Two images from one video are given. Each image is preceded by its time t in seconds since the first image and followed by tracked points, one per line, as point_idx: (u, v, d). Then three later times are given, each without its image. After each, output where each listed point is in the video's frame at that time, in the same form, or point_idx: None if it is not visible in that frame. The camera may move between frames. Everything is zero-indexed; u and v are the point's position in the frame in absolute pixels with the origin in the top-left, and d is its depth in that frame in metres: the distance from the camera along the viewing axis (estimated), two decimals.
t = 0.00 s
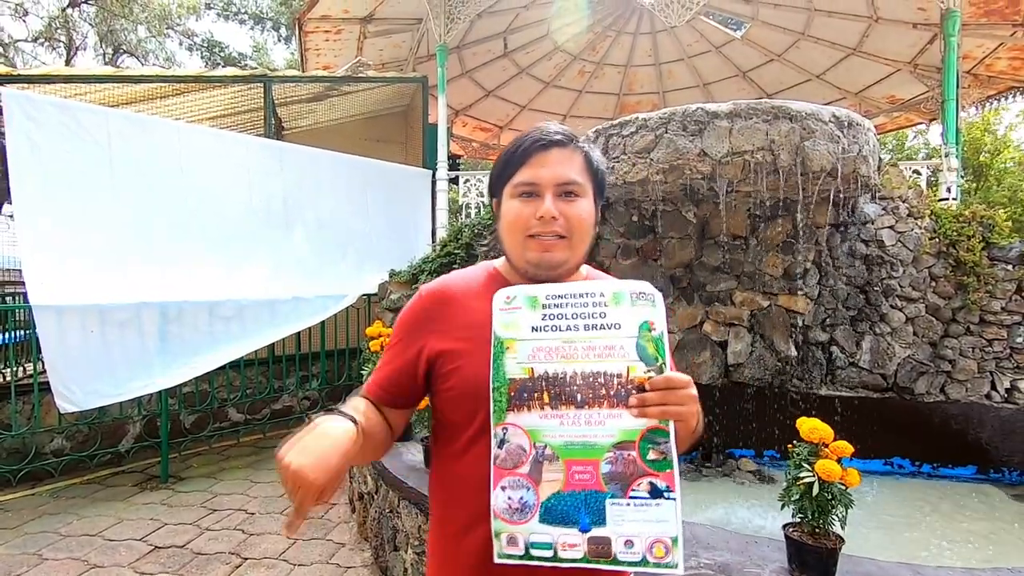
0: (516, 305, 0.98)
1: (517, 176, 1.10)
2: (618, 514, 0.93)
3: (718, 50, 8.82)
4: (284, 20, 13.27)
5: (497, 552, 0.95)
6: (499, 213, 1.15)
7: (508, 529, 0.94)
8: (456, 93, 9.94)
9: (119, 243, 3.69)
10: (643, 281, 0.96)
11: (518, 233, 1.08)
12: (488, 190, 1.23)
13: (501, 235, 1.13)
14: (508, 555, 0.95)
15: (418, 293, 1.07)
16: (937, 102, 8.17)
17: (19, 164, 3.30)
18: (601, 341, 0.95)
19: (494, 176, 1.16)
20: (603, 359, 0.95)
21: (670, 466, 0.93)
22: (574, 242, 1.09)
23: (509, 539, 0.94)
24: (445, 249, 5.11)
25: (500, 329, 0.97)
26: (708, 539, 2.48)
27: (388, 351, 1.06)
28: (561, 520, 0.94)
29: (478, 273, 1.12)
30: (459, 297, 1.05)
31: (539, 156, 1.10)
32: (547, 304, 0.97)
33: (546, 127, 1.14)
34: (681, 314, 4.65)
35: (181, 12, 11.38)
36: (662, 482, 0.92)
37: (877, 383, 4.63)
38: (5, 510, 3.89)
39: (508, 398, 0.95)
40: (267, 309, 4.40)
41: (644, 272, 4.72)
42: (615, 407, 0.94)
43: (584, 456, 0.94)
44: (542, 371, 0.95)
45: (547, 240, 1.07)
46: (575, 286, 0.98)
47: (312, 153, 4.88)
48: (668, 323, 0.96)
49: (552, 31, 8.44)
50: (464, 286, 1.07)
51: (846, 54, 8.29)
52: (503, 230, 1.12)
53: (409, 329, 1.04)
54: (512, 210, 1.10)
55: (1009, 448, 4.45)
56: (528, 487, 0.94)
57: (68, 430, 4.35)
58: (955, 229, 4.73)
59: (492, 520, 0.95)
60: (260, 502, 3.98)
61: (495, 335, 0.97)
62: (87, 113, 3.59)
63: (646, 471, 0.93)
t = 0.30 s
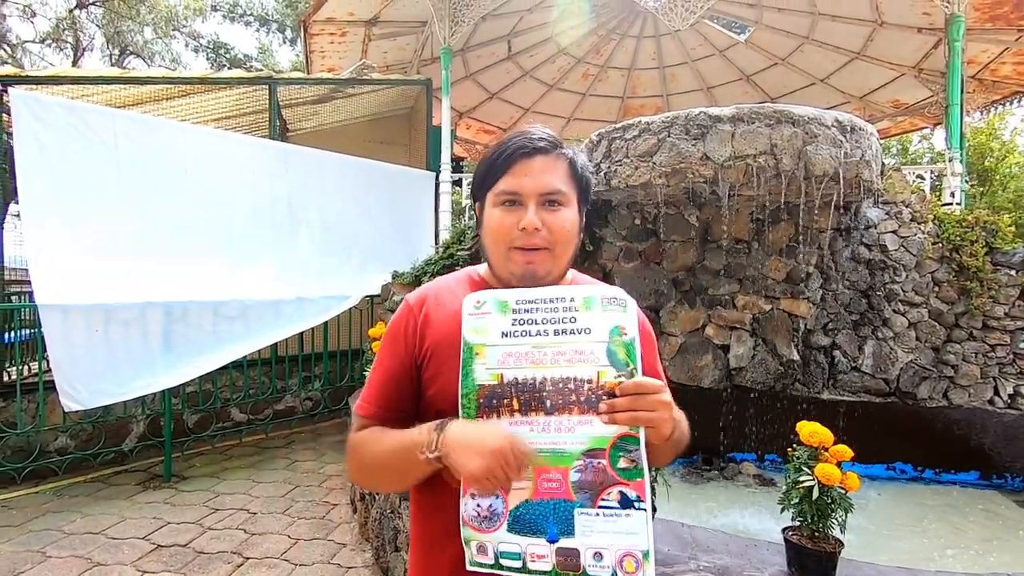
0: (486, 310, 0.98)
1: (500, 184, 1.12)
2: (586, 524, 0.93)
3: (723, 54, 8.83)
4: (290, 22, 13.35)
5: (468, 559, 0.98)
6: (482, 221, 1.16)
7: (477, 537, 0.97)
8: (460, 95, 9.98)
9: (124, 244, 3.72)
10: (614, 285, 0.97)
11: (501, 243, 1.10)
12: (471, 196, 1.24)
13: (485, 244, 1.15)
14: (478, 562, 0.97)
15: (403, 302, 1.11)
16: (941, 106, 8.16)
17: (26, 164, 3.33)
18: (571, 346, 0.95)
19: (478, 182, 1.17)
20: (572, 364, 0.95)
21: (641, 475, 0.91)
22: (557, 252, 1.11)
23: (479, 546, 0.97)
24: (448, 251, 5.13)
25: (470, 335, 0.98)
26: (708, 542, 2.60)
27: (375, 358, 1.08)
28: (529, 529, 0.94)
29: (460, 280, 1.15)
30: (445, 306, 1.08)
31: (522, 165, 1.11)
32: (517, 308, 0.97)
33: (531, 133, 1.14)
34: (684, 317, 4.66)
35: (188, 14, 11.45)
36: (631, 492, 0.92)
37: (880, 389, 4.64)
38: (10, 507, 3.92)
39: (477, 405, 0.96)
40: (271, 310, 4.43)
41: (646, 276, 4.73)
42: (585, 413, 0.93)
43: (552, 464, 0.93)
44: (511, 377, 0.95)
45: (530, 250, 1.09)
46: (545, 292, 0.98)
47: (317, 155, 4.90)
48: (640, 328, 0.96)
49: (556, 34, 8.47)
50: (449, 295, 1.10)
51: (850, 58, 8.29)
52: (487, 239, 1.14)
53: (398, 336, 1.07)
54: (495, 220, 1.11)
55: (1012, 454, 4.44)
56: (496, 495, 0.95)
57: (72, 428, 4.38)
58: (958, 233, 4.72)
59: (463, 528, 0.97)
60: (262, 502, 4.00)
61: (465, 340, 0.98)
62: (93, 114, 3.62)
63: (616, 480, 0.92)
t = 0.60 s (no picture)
0: (494, 310, 0.99)
1: (532, 184, 1.10)
2: (587, 531, 0.93)
3: (727, 56, 8.82)
4: (295, 23, 13.40)
5: (461, 563, 0.96)
6: (503, 217, 1.12)
7: (473, 541, 0.96)
8: (464, 96, 10.00)
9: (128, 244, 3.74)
10: (626, 292, 0.96)
11: (535, 242, 1.09)
12: (477, 187, 1.18)
13: (507, 239, 1.12)
14: (472, 567, 0.96)
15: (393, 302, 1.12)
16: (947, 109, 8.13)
17: (33, 164, 3.37)
18: (580, 351, 0.96)
19: (500, 178, 1.13)
20: (580, 369, 0.96)
21: (643, 484, 0.93)
22: (581, 252, 1.14)
23: (474, 551, 0.96)
24: (451, 252, 5.14)
25: (477, 334, 0.99)
26: (709, 544, 2.61)
27: (361, 357, 1.11)
28: (528, 535, 0.94)
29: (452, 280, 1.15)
30: (430, 304, 1.08)
31: (553, 166, 1.12)
32: (526, 310, 0.97)
33: (553, 136, 1.16)
34: (686, 319, 4.66)
35: (193, 15, 11.50)
36: (634, 500, 0.92)
37: (883, 392, 4.62)
38: (15, 504, 3.94)
39: (481, 406, 0.96)
40: (275, 312, 4.48)
41: (649, 278, 4.73)
42: (590, 419, 0.94)
43: (556, 469, 0.94)
44: (517, 380, 0.96)
45: (561, 249, 1.10)
46: (556, 295, 0.98)
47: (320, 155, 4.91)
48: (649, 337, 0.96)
49: (560, 36, 8.48)
50: (437, 294, 1.10)
51: (855, 61, 8.28)
52: (513, 235, 1.11)
53: (383, 336, 1.09)
54: (529, 217, 1.09)
55: (1015, 458, 4.42)
56: (496, 499, 0.95)
57: (76, 427, 4.40)
58: (962, 237, 4.71)
59: (458, 532, 0.96)
60: (264, 501, 4.01)
61: (472, 340, 0.99)
62: (99, 114, 3.65)
63: (618, 487, 0.93)
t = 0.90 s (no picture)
0: (503, 307, 0.99)
1: (545, 187, 1.10)
2: (610, 523, 0.93)
3: (729, 56, 8.81)
4: (298, 23, 13.45)
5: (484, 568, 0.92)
6: (512, 218, 1.11)
7: (495, 543, 0.92)
8: (467, 97, 10.01)
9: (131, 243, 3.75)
10: (630, 286, 1.01)
11: (543, 245, 1.10)
12: (482, 184, 1.15)
13: (516, 241, 1.11)
14: (495, 572, 0.92)
15: (380, 306, 1.09)
16: (949, 110, 8.12)
17: (36, 164, 3.40)
18: (592, 345, 0.99)
19: (511, 177, 1.11)
20: (593, 363, 0.98)
21: (660, 471, 0.95)
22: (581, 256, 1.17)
23: (496, 554, 0.92)
24: (453, 252, 5.14)
25: (486, 333, 0.98)
26: (709, 543, 2.62)
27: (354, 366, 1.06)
28: (551, 531, 0.92)
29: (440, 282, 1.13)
30: (422, 311, 1.06)
31: (565, 171, 1.12)
32: (536, 306, 0.99)
33: (563, 138, 1.15)
34: (688, 320, 4.66)
35: (197, 15, 11.56)
36: (652, 488, 0.95)
37: (884, 393, 4.62)
38: (19, 502, 3.96)
39: (496, 404, 0.95)
40: (276, 311, 4.48)
41: (650, 278, 4.74)
42: (605, 411, 0.97)
43: (574, 463, 0.94)
44: (531, 376, 0.97)
45: (566, 254, 1.13)
46: (564, 291, 1.01)
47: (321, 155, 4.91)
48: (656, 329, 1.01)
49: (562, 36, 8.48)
50: (425, 297, 1.08)
51: (857, 62, 8.27)
52: (522, 237, 1.10)
53: (373, 343, 1.05)
54: (541, 221, 1.09)
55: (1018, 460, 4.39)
56: (516, 497, 0.93)
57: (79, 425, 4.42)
58: (964, 238, 4.69)
59: (480, 534, 0.92)
60: (266, 501, 4.02)
61: (482, 338, 0.98)
62: (102, 114, 3.67)
63: (637, 476, 0.95)
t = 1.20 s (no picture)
0: (490, 313, 0.98)
1: (530, 189, 1.09)
2: (609, 522, 0.94)
3: (729, 56, 8.81)
4: (298, 23, 13.46)
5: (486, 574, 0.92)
6: (497, 222, 1.11)
7: (497, 549, 0.92)
8: (467, 97, 10.01)
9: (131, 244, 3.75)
10: (615, 286, 1.02)
11: (530, 247, 1.09)
12: (465, 189, 1.14)
13: (503, 245, 1.11)
14: None
15: (373, 313, 1.07)
16: (950, 110, 8.12)
17: (38, 165, 3.41)
18: (581, 345, 0.99)
19: (494, 181, 1.10)
20: (584, 363, 0.98)
21: (657, 468, 0.96)
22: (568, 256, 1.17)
23: (498, 559, 0.92)
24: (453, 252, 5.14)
25: (476, 340, 0.97)
26: (709, 544, 2.62)
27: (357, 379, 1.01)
28: (552, 534, 0.92)
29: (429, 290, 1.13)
30: (421, 314, 1.06)
31: (549, 171, 1.11)
32: (523, 310, 0.99)
33: (546, 139, 1.15)
34: (688, 320, 4.66)
35: (198, 16, 11.57)
36: (650, 485, 0.95)
37: (885, 393, 4.63)
38: (19, 503, 3.96)
39: (489, 411, 0.94)
40: (277, 311, 4.49)
41: (650, 279, 4.74)
42: (599, 411, 0.96)
43: (570, 465, 0.94)
44: (524, 381, 0.96)
45: (553, 255, 1.12)
46: (550, 294, 1.01)
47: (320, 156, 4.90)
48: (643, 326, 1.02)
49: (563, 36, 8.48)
50: (424, 302, 1.09)
51: (857, 62, 8.27)
52: (508, 241, 1.10)
53: (378, 350, 1.02)
54: (526, 223, 1.08)
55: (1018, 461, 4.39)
56: (515, 502, 0.93)
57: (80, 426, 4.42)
58: (965, 238, 4.69)
59: (480, 542, 0.92)
60: (266, 501, 4.02)
61: (472, 346, 0.97)
62: (103, 114, 3.67)
63: (634, 474, 0.95)
